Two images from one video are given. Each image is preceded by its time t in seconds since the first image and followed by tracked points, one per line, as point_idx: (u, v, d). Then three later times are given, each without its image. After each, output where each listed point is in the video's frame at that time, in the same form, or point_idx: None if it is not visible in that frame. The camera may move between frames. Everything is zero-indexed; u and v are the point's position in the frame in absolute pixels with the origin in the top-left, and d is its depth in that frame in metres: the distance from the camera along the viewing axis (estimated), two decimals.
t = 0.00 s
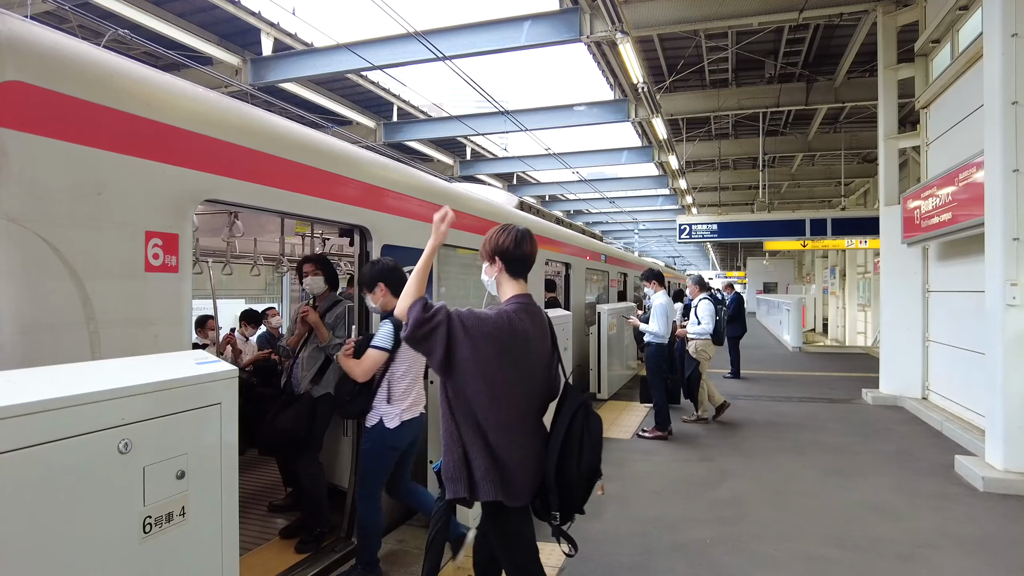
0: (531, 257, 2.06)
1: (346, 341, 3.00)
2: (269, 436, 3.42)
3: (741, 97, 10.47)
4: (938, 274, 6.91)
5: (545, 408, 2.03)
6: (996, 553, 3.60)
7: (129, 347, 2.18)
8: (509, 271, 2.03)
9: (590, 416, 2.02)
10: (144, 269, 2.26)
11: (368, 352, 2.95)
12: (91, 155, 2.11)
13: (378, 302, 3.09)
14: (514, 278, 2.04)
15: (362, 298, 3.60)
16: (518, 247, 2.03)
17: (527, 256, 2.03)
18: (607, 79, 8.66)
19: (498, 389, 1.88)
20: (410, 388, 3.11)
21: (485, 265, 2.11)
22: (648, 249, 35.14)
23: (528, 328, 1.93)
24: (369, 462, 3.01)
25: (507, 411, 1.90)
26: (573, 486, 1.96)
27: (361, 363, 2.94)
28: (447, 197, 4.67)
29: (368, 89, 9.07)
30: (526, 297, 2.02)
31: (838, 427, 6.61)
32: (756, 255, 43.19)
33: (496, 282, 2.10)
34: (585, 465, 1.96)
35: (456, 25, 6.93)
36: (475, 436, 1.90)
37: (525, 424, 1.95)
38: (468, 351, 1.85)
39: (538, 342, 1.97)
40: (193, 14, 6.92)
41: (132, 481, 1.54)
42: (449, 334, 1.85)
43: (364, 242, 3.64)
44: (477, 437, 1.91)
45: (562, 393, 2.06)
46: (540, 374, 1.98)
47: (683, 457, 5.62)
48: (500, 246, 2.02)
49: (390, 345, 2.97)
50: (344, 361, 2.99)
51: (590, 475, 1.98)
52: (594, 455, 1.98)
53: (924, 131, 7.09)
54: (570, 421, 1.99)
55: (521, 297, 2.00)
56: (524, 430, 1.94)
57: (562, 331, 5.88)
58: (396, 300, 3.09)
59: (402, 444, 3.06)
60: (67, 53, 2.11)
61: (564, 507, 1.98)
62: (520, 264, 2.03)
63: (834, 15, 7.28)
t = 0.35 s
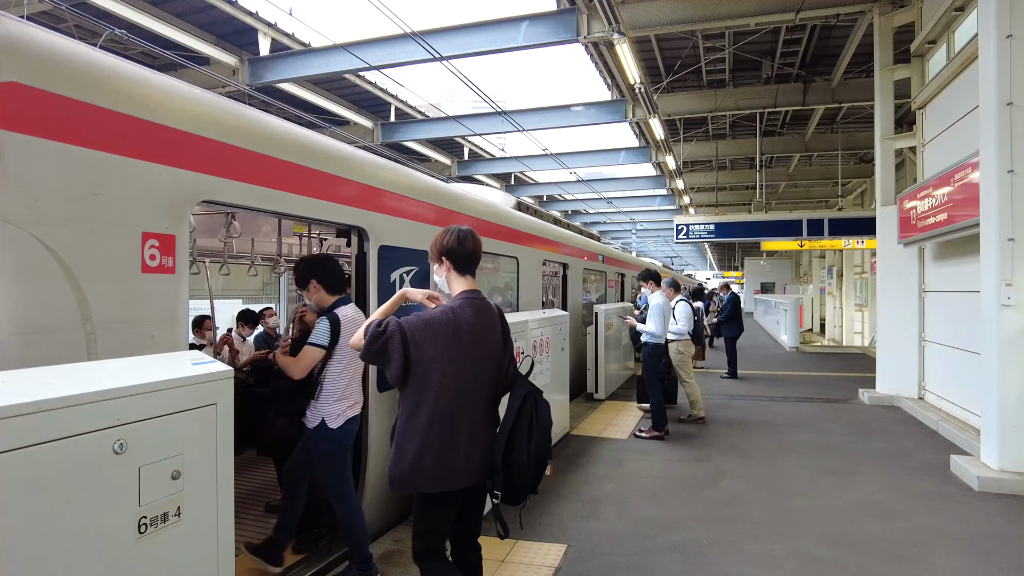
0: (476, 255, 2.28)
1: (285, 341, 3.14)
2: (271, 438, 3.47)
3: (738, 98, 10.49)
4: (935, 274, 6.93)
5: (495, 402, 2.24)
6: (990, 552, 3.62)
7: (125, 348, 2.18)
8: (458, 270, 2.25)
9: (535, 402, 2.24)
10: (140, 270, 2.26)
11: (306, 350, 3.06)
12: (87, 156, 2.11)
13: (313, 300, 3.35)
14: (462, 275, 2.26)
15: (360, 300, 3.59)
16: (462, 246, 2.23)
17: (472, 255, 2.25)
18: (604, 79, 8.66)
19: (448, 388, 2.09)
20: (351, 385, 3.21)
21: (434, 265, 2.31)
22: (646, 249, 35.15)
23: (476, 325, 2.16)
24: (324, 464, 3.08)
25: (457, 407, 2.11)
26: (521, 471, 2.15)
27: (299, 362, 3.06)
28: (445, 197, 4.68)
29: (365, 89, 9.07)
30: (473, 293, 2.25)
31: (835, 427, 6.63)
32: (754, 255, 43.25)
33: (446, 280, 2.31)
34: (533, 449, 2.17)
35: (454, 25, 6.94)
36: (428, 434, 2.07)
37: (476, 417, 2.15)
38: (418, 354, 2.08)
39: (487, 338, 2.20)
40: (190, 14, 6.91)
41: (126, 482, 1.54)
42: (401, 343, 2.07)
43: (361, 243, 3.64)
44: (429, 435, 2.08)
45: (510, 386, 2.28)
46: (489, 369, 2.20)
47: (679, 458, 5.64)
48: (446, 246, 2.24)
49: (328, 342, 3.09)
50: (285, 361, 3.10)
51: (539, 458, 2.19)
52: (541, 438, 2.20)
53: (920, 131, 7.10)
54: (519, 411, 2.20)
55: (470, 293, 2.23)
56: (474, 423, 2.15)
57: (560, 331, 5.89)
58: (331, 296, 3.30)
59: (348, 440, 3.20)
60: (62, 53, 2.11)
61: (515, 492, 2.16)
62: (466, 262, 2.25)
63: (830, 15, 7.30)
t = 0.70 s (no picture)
0: (419, 258, 2.41)
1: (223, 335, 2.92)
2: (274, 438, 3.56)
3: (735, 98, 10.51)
4: (931, 274, 6.96)
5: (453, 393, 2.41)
6: (984, 551, 3.64)
7: (122, 349, 2.18)
8: (404, 275, 2.38)
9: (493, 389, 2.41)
10: (137, 270, 2.26)
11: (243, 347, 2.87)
12: (83, 156, 2.11)
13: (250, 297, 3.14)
14: (410, 279, 2.40)
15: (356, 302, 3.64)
16: (406, 251, 2.37)
17: (416, 259, 2.39)
18: (602, 79, 8.67)
19: (406, 387, 2.25)
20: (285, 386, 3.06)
21: (380, 274, 2.43)
22: (643, 249, 35.19)
23: (428, 323, 2.32)
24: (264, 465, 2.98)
25: (417, 403, 2.28)
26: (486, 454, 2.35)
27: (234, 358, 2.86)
28: (443, 197, 4.69)
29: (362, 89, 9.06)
30: (422, 296, 2.39)
31: (831, 427, 6.64)
32: (750, 255, 43.36)
33: (394, 287, 2.43)
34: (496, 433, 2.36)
35: (452, 25, 6.94)
36: (392, 432, 2.23)
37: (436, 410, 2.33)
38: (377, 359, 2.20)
39: (440, 335, 2.35)
40: (186, 14, 6.90)
41: (123, 482, 1.53)
42: (358, 351, 2.17)
43: (359, 243, 3.64)
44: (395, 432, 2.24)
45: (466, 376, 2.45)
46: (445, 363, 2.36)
47: (676, 457, 5.64)
48: (390, 255, 2.37)
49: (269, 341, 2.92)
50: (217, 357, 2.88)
51: (503, 441, 2.37)
52: (503, 423, 2.37)
53: (916, 132, 7.13)
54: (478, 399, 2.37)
55: (421, 296, 2.38)
56: (436, 415, 2.33)
57: (557, 330, 5.89)
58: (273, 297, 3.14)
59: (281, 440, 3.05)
60: (58, 53, 2.11)
61: (483, 473, 2.37)
62: (411, 267, 2.38)
63: (827, 16, 7.32)
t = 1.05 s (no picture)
0: (353, 260, 2.61)
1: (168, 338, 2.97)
2: (266, 437, 3.50)
3: (731, 99, 10.53)
4: (926, 274, 6.99)
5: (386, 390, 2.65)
6: (979, 550, 3.66)
7: (118, 349, 2.17)
8: (341, 278, 2.58)
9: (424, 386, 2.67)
10: (133, 270, 2.25)
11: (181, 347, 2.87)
12: (80, 155, 2.11)
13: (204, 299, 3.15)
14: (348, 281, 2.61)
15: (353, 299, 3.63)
16: (343, 256, 2.56)
17: (350, 261, 2.59)
18: (599, 79, 8.68)
19: (345, 387, 2.45)
20: (238, 385, 2.99)
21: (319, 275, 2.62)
22: (640, 249, 35.26)
23: (364, 324, 2.54)
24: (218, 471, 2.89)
25: (358, 403, 2.49)
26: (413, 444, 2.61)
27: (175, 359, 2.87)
28: (440, 197, 4.69)
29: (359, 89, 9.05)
30: (357, 297, 2.60)
31: (827, 427, 6.66)
32: (747, 255, 43.41)
33: (333, 288, 2.63)
34: (422, 424, 2.61)
35: (449, 25, 6.94)
36: (334, 433, 2.43)
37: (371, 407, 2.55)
38: (317, 363, 2.40)
39: (375, 336, 2.59)
40: (183, 13, 6.89)
41: (121, 482, 1.53)
42: (299, 356, 2.36)
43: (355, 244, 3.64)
44: (336, 431, 2.43)
45: (397, 374, 2.71)
46: (378, 362, 2.60)
47: (673, 457, 5.65)
48: (326, 259, 2.56)
49: (205, 340, 2.86)
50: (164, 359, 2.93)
51: (429, 435, 2.64)
52: (427, 417, 2.63)
53: (912, 133, 7.15)
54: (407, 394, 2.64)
55: (358, 297, 2.60)
56: (371, 412, 2.55)
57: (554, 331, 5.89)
58: (222, 295, 3.07)
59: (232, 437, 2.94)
60: (55, 53, 2.11)
61: (417, 465, 2.63)
62: (346, 269, 2.59)
63: (823, 17, 7.34)
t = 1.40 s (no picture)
0: (307, 259, 2.79)
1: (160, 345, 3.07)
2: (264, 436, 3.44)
3: (728, 99, 10.54)
4: (923, 275, 7.01)
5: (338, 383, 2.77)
6: (975, 549, 3.67)
7: (116, 348, 2.17)
8: (296, 276, 2.77)
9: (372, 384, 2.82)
10: (131, 270, 2.25)
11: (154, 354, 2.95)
12: (78, 155, 2.10)
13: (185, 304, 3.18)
14: (303, 278, 2.79)
15: (352, 299, 3.63)
16: (297, 255, 2.75)
17: (306, 259, 2.78)
18: (597, 79, 8.68)
19: (297, 381, 2.57)
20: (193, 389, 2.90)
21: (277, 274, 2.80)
22: (637, 249, 35.27)
23: (322, 322, 2.69)
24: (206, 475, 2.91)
25: (309, 397, 2.62)
26: (362, 437, 2.73)
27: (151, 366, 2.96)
28: (438, 197, 4.68)
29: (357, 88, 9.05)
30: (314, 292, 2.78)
31: (824, 427, 6.67)
32: (744, 255, 43.46)
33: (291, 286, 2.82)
34: (374, 417, 2.75)
35: (447, 26, 6.94)
36: (283, 424, 2.53)
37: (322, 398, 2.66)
38: (270, 356, 2.48)
39: (332, 333, 2.74)
40: (181, 13, 6.87)
41: (120, 482, 1.53)
42: (254, 351, 2.46)
43: (353, 243, 3.64)
44: (285, 421, 2.54)
45: (349, 372, 2.83)
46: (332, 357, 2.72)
47: (671, 457, 5.65)
48: (284, 258, 2.76)
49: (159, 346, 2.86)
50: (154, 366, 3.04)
51: (377, 430, 2.78)
52: (377, 415, 2.77)
53: (909, 133, 7.17)
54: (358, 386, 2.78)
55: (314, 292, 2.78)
56: (321, 406, 2.67)
57: (551, 331, 5.89)
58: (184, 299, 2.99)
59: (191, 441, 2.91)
60: (55, 53, 2.11)
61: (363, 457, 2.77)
62: (302, 268, 2.77)
63: (821, 17, 7.35)
